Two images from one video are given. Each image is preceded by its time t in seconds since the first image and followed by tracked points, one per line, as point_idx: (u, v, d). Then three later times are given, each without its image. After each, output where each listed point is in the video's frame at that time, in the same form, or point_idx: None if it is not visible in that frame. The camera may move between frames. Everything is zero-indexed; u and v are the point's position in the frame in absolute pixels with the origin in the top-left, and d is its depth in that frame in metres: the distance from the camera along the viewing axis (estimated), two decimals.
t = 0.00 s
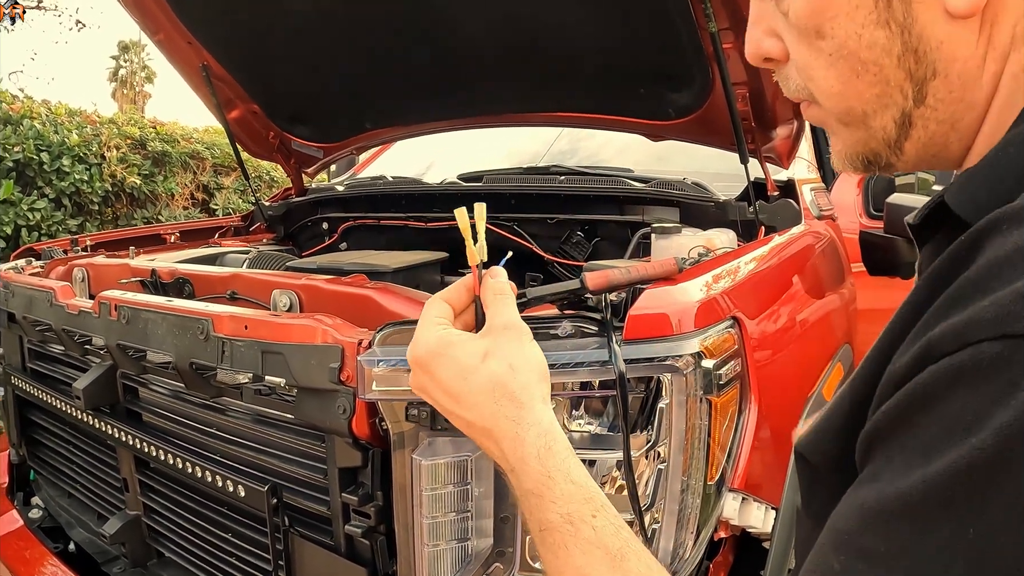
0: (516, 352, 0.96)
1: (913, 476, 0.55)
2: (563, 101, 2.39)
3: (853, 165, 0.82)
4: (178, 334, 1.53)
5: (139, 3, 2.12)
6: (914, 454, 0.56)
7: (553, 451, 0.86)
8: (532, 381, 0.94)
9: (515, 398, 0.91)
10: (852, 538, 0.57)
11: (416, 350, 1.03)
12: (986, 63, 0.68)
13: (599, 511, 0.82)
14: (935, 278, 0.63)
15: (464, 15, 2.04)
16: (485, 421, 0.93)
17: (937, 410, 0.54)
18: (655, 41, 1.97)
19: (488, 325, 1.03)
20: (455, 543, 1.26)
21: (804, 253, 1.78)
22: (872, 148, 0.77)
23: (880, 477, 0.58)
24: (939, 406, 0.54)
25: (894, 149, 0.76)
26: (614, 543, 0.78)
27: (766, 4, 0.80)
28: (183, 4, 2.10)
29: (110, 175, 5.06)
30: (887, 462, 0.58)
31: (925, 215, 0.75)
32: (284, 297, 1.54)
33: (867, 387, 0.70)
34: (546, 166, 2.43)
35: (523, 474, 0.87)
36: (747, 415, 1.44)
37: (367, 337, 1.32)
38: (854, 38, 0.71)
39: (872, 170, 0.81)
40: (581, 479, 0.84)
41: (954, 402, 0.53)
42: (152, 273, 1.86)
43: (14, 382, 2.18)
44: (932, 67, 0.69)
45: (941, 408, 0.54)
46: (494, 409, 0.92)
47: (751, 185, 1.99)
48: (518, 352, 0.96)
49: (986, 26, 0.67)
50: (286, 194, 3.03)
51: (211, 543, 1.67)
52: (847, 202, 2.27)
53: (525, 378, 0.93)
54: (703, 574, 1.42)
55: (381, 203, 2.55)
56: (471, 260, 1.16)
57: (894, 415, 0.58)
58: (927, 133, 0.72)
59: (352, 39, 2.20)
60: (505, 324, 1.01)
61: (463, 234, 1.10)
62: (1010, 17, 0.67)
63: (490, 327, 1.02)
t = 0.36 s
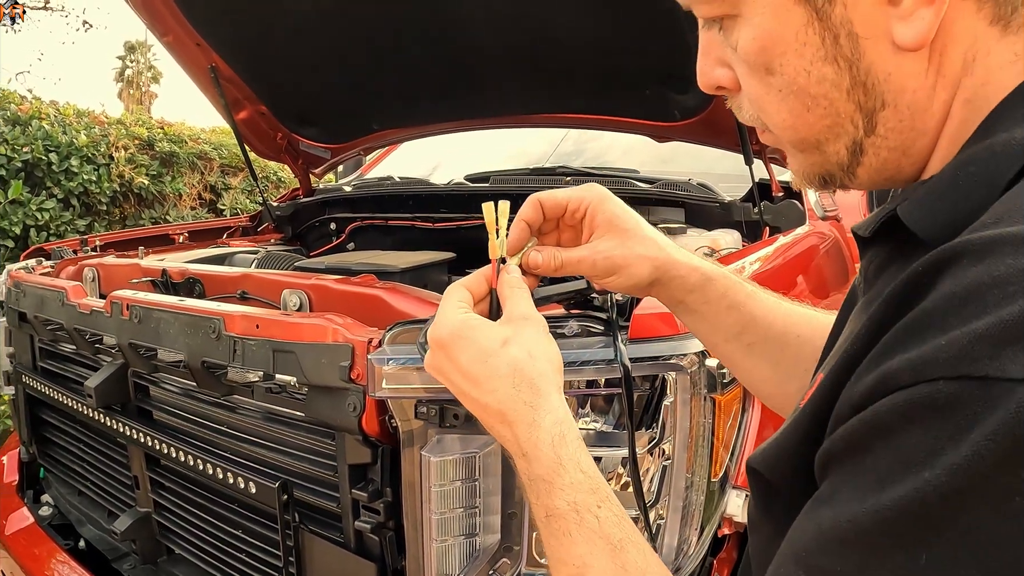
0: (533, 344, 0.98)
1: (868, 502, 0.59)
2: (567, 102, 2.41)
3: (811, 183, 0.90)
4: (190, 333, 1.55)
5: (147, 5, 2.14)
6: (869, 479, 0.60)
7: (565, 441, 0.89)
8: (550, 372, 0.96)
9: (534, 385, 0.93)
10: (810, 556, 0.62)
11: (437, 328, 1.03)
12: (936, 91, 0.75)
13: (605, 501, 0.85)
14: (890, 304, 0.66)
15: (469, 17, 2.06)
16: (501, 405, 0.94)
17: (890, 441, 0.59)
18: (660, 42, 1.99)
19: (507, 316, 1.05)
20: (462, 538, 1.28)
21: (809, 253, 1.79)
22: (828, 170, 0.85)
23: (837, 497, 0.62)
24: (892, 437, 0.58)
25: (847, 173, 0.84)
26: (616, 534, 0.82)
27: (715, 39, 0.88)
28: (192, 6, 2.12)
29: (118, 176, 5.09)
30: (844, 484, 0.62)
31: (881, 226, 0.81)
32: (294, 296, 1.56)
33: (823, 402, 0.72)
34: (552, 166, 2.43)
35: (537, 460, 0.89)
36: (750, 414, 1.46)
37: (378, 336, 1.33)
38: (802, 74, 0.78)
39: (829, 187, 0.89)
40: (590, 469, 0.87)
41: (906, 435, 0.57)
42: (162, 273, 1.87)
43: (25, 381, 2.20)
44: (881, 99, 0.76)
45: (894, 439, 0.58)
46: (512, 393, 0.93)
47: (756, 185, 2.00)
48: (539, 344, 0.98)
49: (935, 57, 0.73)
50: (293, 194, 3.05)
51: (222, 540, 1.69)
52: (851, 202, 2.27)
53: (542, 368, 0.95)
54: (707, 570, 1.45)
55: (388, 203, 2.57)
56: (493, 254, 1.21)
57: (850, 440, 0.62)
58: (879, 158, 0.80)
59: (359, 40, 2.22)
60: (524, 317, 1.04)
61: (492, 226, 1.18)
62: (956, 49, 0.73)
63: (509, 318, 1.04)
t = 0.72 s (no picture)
0: (552, 357, 1.02)
1: (894, 504, 0.61)
2: (575, 104, 2.42)
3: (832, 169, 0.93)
4: (202, 335, 1.57)
5: (157, 9, 2.16)
6: (896, 482, 0.61)
7: (585, 443, 0.91)
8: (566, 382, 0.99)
9: (554, 389, 0.96)
10: (842, 555, 0.63)
11: (462, 330, 1.06)
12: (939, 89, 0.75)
13: (622, 502, 0.86)
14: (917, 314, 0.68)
15: (480, 21, 2.07)
16: (519, 404, 0.96)
17: (916, 446, 0.60)
18: (668, 46, 2.00)
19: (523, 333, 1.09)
20: (473, 537, 1.29)
21: (814, 255, 1.80)
22: (844, 158, 0.88)
23: (864, 499, 0.64)
24: (918, 442, 0.60)
25: (861, 164, 0.86)
26: (634, 533, 0.83)
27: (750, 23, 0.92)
28: (203, 10, 2.14)
29: (127, 178, 5.11)
30: (871, 486, 0.64)
31: (908, 231, 0.82)
32: (305, 299, 1.58)
33: (850, 406, 0.74)
34: (559, 168, 2.45)
35: (556, 459, 0.90)
36: (756, 415, 1.48)
37: (389, 338, 1.35)
38: (810, 67, 0.82)
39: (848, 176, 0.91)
40: (608, 471, 0.89)
41: (933, 441, 0.59)
42: (174, 275, 1.89)
43: (37, 381, 2.22)
44: (885, 96, 0.79)
45: (921, 445, 0.60)
46: (534, 393, 0.95)
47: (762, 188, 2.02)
48: (556, 358, 1.02)
49: (941, 63, 0.74)
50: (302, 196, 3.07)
51: (234, 539, 1.71)
52: (858, 204, 2.28)
53: (559, 376, 0.98)
54: (714, 569, 1.46)
55: (396, 205, 2.59)
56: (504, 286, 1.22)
57: (878, 444, 0.63)
58: (887, 150, 0.82)
59: (368, 43, 2.23)
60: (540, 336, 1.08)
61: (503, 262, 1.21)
62: (964, 58, 0.73)
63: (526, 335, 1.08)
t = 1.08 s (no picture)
0: (496, 347, 1.00)
1: (903, 512, 0.63)
2: (581, 107, 2.44)
3: (844, 166, 0.92)
4: (213, 337, 1.59)
5: (167, 12, 2.18)
6: (907, 491, 0.63)
7: (536, 441, 0.90)
8: (515, 371, 0.98)
9: (497, 387, 0.95)
10: (844, 555, 0.67)
11: (408, 344, 1.06)
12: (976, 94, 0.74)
13: (583, 501, 0.86)
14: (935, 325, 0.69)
15: (490, 26, 2.09)
16: (470, 410, 0.97)
17: (929, 457, 0.61)
18: (674, 49, 2.01)
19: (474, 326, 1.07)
20: (479, 537, 1.32)
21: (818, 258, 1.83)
22: (862, 154, 0.86)
23: (873, 503, 0.66)
24: (931, 455, 0.61)
25: (881, 159, 0.84)
26: (597, 535, 0.84)
27: (769, 3, 0.90)
28: (212, 15, 2.15)
29: (135, 179, 5.14)
30: (881, 492, 0.66)
31: (926, 236, 0.82)
32: (314, 302, 1.60)
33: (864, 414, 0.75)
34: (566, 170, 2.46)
35: (512, 465, 0.91)
36: (759, 417, 1.48)
37: (398, 341, 1.37)
38: (842, 56, 0.80)
39: (862, 171, 0.90)
40: (564, 470, 0.88)
41: (947, 455, 0.60)
42: (184, 277, 1.91)
43: (47, 382, 2.25)
44: (920, 93, 0.76)
45: (934, 458, 0.61)
46: (477, 398, 0.96)
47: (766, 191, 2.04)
48: (501, 347, 1.01)
49: (980, 64, 0.73)
50: (309, 197, 3.09)
51: (243, 539, 1.73)
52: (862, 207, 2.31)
53: (505, 368, 0.97)
54: (717, 570, 1.47)
55: (403, 207, 2.61)
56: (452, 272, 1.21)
57: (889, 453, 0.65)
58: (913, 149, 0.80)
59: (375, 46, 2.25)
60: (488, 322, 1.06)
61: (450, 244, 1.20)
62: (1006, 62, 0.72)
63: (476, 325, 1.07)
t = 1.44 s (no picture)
0: (587, 315, 0.93)
1: (905, 519, 0.58)
2: (580, 103, 2.40)
3: (790, 161, 0.93)
4: (203, 335, 1.55)
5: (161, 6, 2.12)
6: (907, 496, 0.59)
7: (604, 426, 0.86)
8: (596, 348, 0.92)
9: (581, 358, 0.90)
10: (843, 568, 0.62)
11: (490, 274, 0.97)
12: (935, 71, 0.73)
13: (641, 498, 0.82)
14: (923, 319, 0.65)
15: (488, 20, 2.05)
16: (540, 369, 0.90)
17: (929, 459, 0.57)
18: (675, 42, 1.97)
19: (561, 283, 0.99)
20: (477, 541, 1.26)
21: (823, 255, 1.75)
22: (810, 148, 0.87)
23: (874, 511, 0.61)
24: (931, 456, 0.57)
25: (833, 150, 0.86)
26: (653, 535, 0.79)
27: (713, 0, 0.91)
28: (206, 8, 2.11)
29: (131, 177, 5.10)
30: (882, 499, 0.61)
31: (909, 239, 0.79)
32: (308, 298, 1.56)
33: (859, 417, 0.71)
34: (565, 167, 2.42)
35: (572, 440, 0.86)
36: (766, 417, 1.45)
37: (392, 339, 1.33)
38: (781, 41, 0.80)
39: (809, 168, 0.92)
40: (627, 462, 0.84)
41: (947, 455, 0.56)
42: (177, 274, 1.87)
43: (38, 382, 2.21)
44: (865, 75, 0.76)
45: (934, 459, 0.57)
46: (556, 361, 0.89)
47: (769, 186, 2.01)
48: (591, 314, 0.93)
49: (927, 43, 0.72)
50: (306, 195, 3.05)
51: (236, 542, 1.68)
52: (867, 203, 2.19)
53: (590, 341, 0.91)
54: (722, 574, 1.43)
55: (401, 204, 2.57)
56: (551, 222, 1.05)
57: (887, 457, 0.60)
58: (867, 132, 0.80)
59: (372, 41, 2.21)
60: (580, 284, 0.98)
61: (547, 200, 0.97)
62: (958, 41, 0.70)
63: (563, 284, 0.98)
